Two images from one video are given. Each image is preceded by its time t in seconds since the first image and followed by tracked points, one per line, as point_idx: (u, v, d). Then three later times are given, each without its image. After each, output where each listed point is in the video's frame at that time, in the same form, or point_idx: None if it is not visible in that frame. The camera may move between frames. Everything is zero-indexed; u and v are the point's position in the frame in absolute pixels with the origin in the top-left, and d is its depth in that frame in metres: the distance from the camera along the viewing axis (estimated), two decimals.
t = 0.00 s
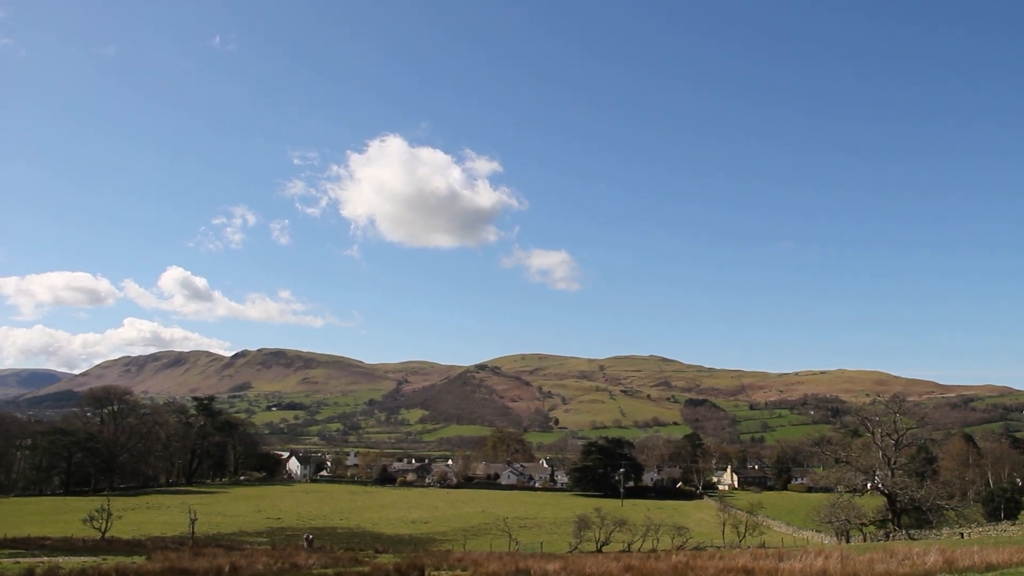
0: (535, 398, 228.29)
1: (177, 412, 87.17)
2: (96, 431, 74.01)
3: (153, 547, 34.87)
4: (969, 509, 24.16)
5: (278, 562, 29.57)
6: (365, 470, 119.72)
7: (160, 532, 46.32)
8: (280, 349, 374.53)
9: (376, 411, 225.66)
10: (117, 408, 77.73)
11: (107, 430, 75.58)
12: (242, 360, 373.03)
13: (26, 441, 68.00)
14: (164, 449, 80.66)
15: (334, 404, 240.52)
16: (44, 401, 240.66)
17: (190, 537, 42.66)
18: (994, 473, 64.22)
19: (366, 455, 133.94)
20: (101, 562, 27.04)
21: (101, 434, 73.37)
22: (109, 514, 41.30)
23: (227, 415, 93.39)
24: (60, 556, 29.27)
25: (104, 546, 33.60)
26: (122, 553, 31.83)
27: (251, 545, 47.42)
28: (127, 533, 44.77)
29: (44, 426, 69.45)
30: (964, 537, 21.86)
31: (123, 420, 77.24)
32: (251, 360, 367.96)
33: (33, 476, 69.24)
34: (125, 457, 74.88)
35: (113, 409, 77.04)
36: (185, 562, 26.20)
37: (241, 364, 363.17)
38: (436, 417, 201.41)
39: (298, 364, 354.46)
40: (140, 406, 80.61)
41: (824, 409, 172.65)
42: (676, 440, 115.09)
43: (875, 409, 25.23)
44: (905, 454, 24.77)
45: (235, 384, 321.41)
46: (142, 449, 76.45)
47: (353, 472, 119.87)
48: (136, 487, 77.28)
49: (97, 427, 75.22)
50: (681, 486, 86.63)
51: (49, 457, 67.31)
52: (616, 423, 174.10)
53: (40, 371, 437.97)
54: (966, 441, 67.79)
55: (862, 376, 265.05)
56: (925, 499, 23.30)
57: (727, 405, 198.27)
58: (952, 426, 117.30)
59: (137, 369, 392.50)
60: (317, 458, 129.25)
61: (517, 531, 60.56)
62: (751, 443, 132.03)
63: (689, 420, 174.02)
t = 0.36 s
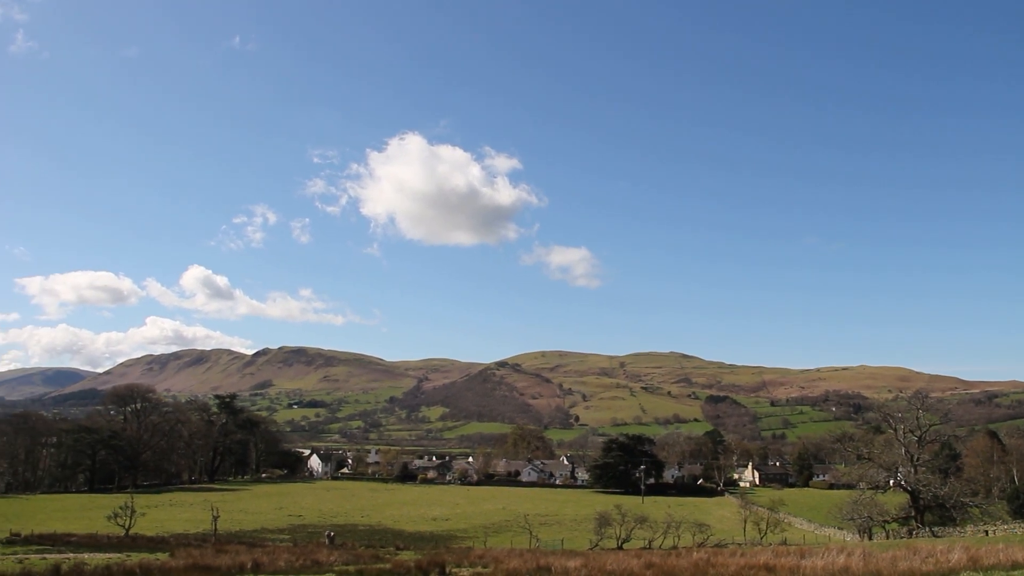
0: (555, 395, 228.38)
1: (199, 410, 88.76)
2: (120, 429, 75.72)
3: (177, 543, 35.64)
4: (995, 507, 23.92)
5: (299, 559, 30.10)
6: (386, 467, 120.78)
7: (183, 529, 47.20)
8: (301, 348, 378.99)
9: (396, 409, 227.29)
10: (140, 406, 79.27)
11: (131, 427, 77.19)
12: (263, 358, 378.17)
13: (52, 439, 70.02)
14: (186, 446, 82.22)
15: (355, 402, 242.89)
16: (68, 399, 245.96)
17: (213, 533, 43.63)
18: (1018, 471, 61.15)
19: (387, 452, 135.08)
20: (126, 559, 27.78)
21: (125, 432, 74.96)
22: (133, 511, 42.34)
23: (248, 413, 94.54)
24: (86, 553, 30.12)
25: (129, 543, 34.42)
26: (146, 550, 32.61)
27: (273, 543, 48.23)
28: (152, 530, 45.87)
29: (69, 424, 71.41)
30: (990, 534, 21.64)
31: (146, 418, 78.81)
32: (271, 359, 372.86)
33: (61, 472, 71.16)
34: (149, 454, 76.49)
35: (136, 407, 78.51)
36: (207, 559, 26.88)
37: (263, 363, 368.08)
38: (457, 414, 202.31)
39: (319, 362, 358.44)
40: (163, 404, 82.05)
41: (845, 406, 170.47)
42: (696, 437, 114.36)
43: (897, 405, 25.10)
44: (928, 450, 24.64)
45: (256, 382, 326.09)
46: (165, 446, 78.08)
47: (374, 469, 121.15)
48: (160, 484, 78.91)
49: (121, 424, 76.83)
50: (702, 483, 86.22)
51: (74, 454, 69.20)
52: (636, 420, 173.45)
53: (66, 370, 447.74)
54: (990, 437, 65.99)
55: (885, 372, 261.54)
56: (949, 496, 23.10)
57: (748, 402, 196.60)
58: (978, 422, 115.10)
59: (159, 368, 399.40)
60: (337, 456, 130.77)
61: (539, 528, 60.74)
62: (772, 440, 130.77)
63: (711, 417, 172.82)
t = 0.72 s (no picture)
0: (580, 392, 228.00)
1: (225, 409, 90.74)
2: (149, 427, 77.67)
3: (204, 540, 36.60)
4: None
5: (326, 555, 30.82)
6: (412, 465, 121.96)
7: (209, 526, 48.40)
8: (326, 346, 383.74)
9: (421, 406, 229.03)
10: (167, 404, 80.92)
11: (159, 426, 79.08)
12: (288, 356, 383.85)
13: (81, 437, 72.58)
14: (213, 444, 84.15)
15: (380, 399, 245.41)
16: (99, 398, 252.39)
17: (240, 531, 44.71)
18: None
19: (412, 449, 136.44)
20: (155, 555, 28.66)
21: (153, 430, 76.96)
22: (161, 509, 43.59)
23: (274, 411, 96.21)
24: (116, 549, 31.25)
25: (158, 539, 35.50)
26: (174, 546, 33.62)
27: (299, 539, 49.27)
28: (179, 527, 47.13)
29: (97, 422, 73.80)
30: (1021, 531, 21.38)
31: (173, 416, 80.71)
32: (296, 357, 378.41)
33: (91, 469, 73.60)
34: (176, 452, 78.28)
35: (163, 405, 80.36)
36: (235, 556, 27.62)
37: (288, 361, 373.56)
38: (482, 411, 203.27)
39: (344, 360, 362.80)
40: (190, 401, 83.93)
41: (872, 402, 167.67)
42: (722, 433, 113.33)
43: (925, 402, 24.84)
44: (956, 447, 24.38)
45: (282, 380, 331.07)
46: (192, 444, 80.02)
47: (399, 467, 122.52)
48: (187, 482, 80.79)
49: (149, 422, 78.84)
50: (728, 480, 85.65)
51: (103, 452, 71.54)
52: (661, 417, 172.52)
53: (98, 370, 459.25)
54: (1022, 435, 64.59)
55: (912, 367, 256.67)
56: (978, 493, 22.97)
57: (773, 398, 194.19)
58: (1010, 420, 112.65)
59: (186, 366, 407.70)
60: (363, 453, 132.21)
61: (564, 525, 61.04)
62: (798, 436, 129.32)
63: (735, 413, 171.22)
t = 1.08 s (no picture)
0: (607, 388, 227.25)
1: (254, 406, 93.03)
2: (179, 424, 79.73)
3: (234, 536, 37.64)
4: None
5: (354, 552, 31.52)
6: (439, 461, 123.09)
7: (239, 522, 49.52)
8: (353, 343, 388.85)
9: (449, 402, 230.72)
10: (197, 401, 83.10)
11: (189, 422, 81.15)
12: (316, 353, 389.57)
13: (113, 434, 73.77)
14: (242, 441, 86.18)
15: (408, 396, 247.86)
16: (132, 396, 259.45)
17: (269, 526, 45.69)
18: None
19: (439, 446, 137.70)
20: (187, 551, 29.57)
21: (183, 427, 79.11)
22: (191, 505, 44.76)
23: (302, 408, 97.98)
24: (147, 545, 32.37)
25: (188, 535, 36.65)
26: (205, 542, 34.68)
27: (328, 535, 50.26)
28: (209, 523, 48.49)
29: (128, 419, 74.83)
30: None
31: (203, 413, 82.85)
32: (324, 354, 383.98)
33: (123, 466, 74.89)
34: (206, 448, 80.33)
35: (194, 402, 82.65)
36: (264, 552, 28.39)
37: (316, 358, 379.15)
38: (509, 408, 203.92)
39: (371, 356, 367.10)
40: (219, 399, 86.03)
41: (903, 397, 164.35)
42: (750, 429, 112.13)
43: (957, 397, 24.52)
44: (989, 442, 24.01)
45: (310, 377, 336.42)
46: (221, 441, 82.08)
47: (427, 463, 123.78)
48: (218, 477, 82.73)
49: (180, 419, 81.12)
50: (756, 475, 84.84)
51: (135, 448, 72.54)
52: (688, 412, 171.20)
53: (132, 368, 471.27)
54: None
55: (944, 362, 250.66)
56: (1013, 490, 22.67)
57: (802, 393, 191.07)
58: None
59: (216, 364, 416.50)
60: (390, 450, 133.76)
61: (591, 521, 61.19)
62: (827, 431, 127.62)
63: (764, 409, 169.01)
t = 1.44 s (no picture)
0: (628, 386, 226.48)
1: (276, 405, 94.65)
2: (202, 423, 81.31)
3: (256, 535, 38.39)
4: None
5: (376, 550, 32.06)
6: (460, 461, 123.75)
7: (260, 522, 50.44)
8: (375, 343, 392.09)
9: (470, 402, 231.69)
10: (219, 401, 84.71)
11: (211, 422, 82.75)
12: (337, 353, 393.46)
13: (137, 434, 75.22)
14: (264, 440, 87.57)
15: (429, 395, 249.32)
16: (155, 395, 264.25)
17: (292, 525, 46.53)
18: None
19: (461, 445, 138.43)
20: (209, 550, 30.24)
21: (206, 426, 80.69)
22: (213, 504, 45.82)
23: (324, 408, 99.24)
24: (171, 543, 33.23)
25: (211, 534, 37.45)
26: (227, 540, 35.48)
27: (349, 533, 50.96)
28: (231, 521, 49.52)
29: (151, 419, 76.23)
30: None
31: (225, 412, 84.36)
32: (345, 354, 387.75)
33: (146, 466, 76.19)
34: (229, 448, 81.88)
35: (216, 402, 84.08)
36: (287, 551, 28.91)
37: (337, 358, 382.81)
38: (530, 407, 204.03)
39: (392, 356, 369.78)
40: (241, 399, 87.58)
41: (926, 395, 161.39)
42: (771, 428, 111.16)
43: (982, 395, 24.21)
44: (1016, 441, 23.63)
45: (332, 377, 339.87)
46: (243, 440, 83.65)
47: (449, 462, 124.54)
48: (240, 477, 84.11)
49: (202, 419, 82.68)
50: (778, 474, 84.05)
51: (157, 447, 73.93)
52: (710, 411, 169.88)
53: (157, 368, 479.26)
54: None
55: (968, 359, 245.87)
56: None
57: (823, 392, 188.74)
58: None
59: (238, 364, 422.52)
60: (411, 449, 134.88)
61: (613, 520, 61.18)
62: (849, 430, 126.13)
63: (785, 407, 167.28)
